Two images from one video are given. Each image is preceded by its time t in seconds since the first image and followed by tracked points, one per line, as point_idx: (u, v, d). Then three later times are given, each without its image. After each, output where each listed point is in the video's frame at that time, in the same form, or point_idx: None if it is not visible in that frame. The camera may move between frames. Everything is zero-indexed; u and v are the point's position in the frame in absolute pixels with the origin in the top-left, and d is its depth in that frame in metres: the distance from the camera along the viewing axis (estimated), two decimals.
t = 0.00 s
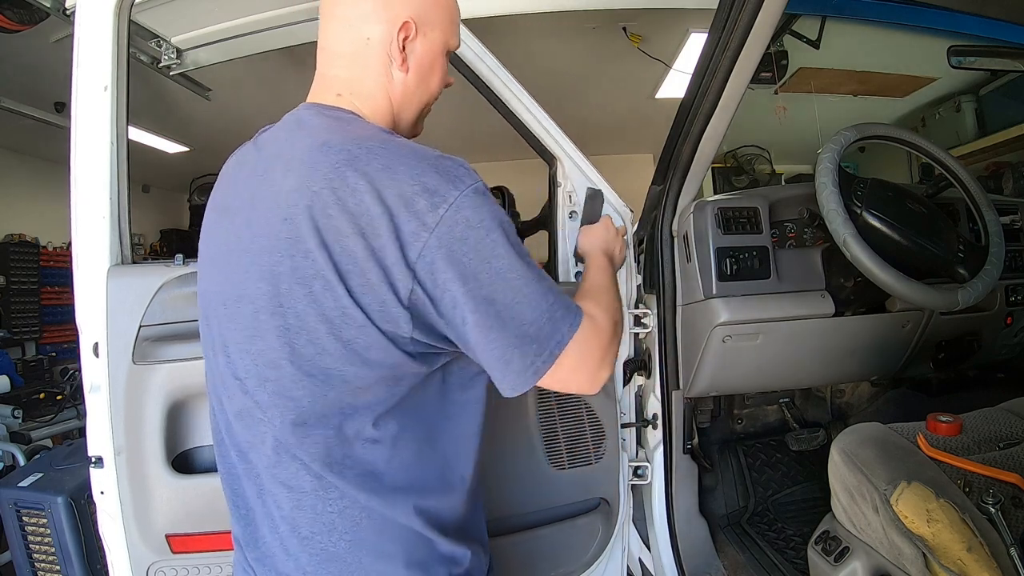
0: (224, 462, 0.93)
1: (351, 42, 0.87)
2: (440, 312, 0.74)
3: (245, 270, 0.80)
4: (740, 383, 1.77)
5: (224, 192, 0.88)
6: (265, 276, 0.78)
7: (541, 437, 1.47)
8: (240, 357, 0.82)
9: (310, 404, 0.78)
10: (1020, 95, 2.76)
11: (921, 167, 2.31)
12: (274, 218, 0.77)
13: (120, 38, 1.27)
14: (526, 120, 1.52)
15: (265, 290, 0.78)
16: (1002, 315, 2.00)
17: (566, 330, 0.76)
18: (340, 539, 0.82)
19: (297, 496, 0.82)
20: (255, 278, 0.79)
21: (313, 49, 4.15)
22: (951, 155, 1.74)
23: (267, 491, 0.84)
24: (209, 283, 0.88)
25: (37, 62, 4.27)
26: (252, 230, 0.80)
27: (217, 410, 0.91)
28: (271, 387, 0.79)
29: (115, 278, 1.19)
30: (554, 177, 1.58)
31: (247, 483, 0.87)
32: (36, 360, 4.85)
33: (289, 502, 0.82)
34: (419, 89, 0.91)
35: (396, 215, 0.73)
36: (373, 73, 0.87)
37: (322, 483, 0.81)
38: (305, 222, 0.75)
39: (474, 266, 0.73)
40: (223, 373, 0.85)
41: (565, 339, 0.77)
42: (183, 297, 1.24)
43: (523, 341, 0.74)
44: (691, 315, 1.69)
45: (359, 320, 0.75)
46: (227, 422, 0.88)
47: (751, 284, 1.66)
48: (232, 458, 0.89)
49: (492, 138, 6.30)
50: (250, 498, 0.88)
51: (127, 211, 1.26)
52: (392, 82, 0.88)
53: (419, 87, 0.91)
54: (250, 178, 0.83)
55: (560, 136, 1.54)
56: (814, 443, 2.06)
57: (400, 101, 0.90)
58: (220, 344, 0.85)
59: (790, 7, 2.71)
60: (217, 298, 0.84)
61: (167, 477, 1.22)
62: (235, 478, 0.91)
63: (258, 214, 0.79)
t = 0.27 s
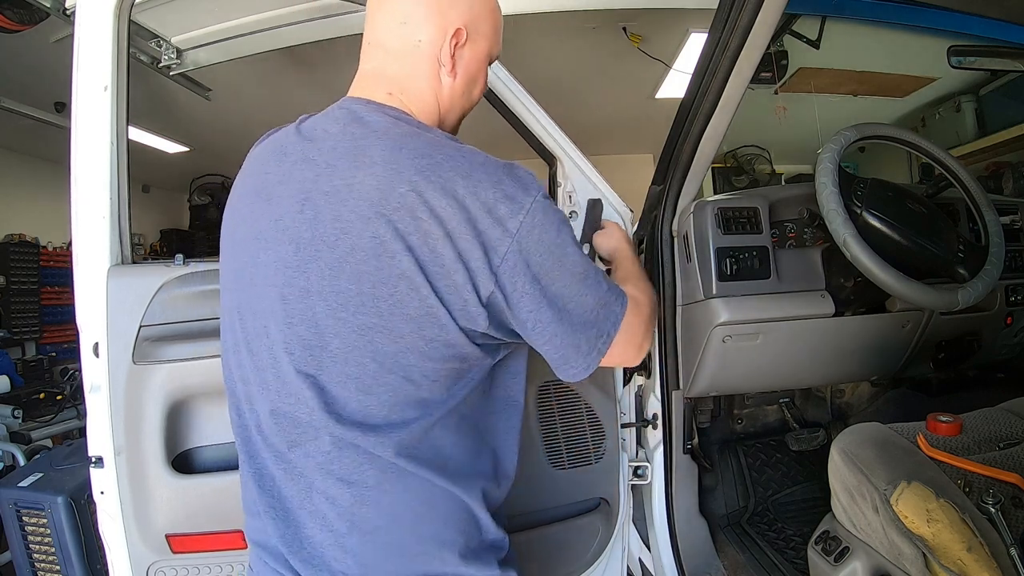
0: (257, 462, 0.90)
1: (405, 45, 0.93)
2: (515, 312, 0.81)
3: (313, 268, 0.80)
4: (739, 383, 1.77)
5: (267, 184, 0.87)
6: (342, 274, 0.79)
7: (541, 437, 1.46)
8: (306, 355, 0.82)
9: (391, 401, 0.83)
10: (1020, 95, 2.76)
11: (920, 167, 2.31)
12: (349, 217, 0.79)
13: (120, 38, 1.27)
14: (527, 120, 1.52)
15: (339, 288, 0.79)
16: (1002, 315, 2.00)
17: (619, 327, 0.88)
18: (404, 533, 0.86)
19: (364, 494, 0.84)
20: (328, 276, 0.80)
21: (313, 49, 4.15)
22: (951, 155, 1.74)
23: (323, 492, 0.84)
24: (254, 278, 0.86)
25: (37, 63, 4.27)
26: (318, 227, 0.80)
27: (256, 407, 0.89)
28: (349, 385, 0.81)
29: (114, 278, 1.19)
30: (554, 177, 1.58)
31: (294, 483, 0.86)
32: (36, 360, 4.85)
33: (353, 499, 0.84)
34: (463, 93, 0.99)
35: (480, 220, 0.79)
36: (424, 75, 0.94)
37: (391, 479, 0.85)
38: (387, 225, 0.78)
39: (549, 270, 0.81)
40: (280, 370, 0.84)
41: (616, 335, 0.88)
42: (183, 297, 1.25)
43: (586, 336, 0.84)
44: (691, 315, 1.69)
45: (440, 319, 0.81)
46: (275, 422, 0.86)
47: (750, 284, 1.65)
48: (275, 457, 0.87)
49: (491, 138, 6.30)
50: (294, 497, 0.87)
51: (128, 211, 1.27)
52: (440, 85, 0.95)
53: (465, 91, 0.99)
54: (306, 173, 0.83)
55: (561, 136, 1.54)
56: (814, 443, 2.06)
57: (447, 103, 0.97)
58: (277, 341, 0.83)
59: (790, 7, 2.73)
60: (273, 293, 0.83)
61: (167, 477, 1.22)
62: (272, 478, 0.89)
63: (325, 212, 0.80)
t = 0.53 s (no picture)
0: (284, 460, 0.90)
1: (437, 49, 0.94)
2: (547, 313, 0.83)
3: (349, 265, 0.80)
4: (740, 384, 1.77)
5: (298, 181, 0.86)
6: (381, 272, 0.79)
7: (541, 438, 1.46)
8: (343, 353, 0.81)
9: (427, 398, 0.84)
10: (1019, 95, 2.75)
11: (920, 167, 2.31)
12: (388, 215, 0.79)
13: (120, 38, 1.27)
14: (528, 120, 1.52)
15: (377, 285, 0.79)
16: (1002, 315, 2.00)
17: (635, 329, 0.91)
18: (436, 530, 0.87)
19: (397, 491, 0.85)
20: (365, 274, 0.80)
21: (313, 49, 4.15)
22: (951, 155, 1.74)
23: (356, 489, 0.85)
24: (285, 275, 0.85)
25: (37, 63, 4.27)
26: (356, 225, 0.80)
27: (285, 404, 0.89)
28: (385, 383, 0.82)
29: (115, 278, 1.19)
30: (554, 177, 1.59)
31: (325, 481, 0.87)
32: (36, 360, 4.85)
33: (386, 496, 0.85)
34: (490, 99, 1.00)
35: (515, 223, 0.81)
36: (453, 80, 0.94)
37: (424, 476, 0.86)
38: (426, 223, 0.79)
39: (578, 273, 0.84)
40: (314, 367, 0.84)
41: (632, 337, 0.92)
42: (183, 297, 1.24)
43: (607, 338, 0.88)
44: (692, 315, 1.69)
45: (475, 318, 0.82)
46: (307, 420, 0.86)
47: (750, 284, 1.65)
48: (305, 454, 0.87)
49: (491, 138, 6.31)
50: (325, 496, 0.87)
51: (127, 210, 1.26)
52: (468, 90, 0.96)
53: (491, 97, 1.00)
54: (340, 171, 0.83)
55: (560, 136, 1.54)
56: (814, 443, 2.06)
57: (475, 109, 0.98)
58: (311, 338, 0.83)
59: (790, 7, 2.75)
60: (306, 290, 0.83)
61: (167, 478, 1.22)
62: (300, 477, 0.89)
63: (362, 209, 0.80)
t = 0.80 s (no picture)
0: (296, 458, 0.91)
1: (452, 52, 0.94)
2: (559, 313, 0.84)
3: (364, 263, 0.80)
4: (741, 383, 1.77)
5: (313, 179, 0.87)
6: (395, 270, 0.79)
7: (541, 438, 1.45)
8: (357, 350, 0.81)
9: (440, 397, 0.84)
10: (1019, 95, 2.75)
11: (920, 167, 2.31)
12: (402, 213, 0.79)
13: (120, 38, 1.27)
14: (528, 120, 1.52)
15: (391, 282, 0.80)
16: (1002, 316, 2.00)
17: (642, 330, 0.92)
18: (447, 529, 0.87)
19: (409, 489, 0.85)
20: (380, 271, 0.80)
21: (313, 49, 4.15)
22: (951, 155, 1.74)
23: (368, 487, 0.85)
24: (299, 273, 0.85)
25: (37, 63, 4.27)
26: (370, 223, 0.80)
27: (299, 402, 0.89)
28: (398, 380, 0.82)
29: (115, 278, 1.19)
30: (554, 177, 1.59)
31: (337, 479, 0.87)
32: (36, 360, 4.85)
33: (397, 494, 0.85)
34: (503, 102, 1.00)
35: (529, 223, 0.81)
36: (468, 83, 0.95)
37: (436, 476, 0.86)
38: (440, 221, 0.79)
39: (589, 274, 0.84)
40: (328, 365, 0.84)
41: (639, 338, 0.92)
42: (182, 297, 1.24)
43: (616, 338, 0.88)
44: (692, 315, 1.69)
45: (489, 317, 0.82)
46: (320, 418, 0.86)
47: (750, 284, 1.65)
48: (318, 452, 0.88)
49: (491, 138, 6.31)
50: (337, 493, 0.87)
51: (127, 210, 1.26)
52: (483, 93, 0.96)
53: (505, 100, 1.00)
54: (356, 169, 0.83)
55: (561, 136, 1.54)
56: (814, 443, 2.06)
57: (488, 112, 0.98)
58: (325, 335, 0.83)
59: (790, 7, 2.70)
60: (320, 288, 0.83)
61: (167, 478, 1.22)
62: (312, 474, 0.89)
63: (377, 207, 0.80)
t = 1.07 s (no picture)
0: (303, 456, 0.91)
1: (462, 53, 0.94)
2: (566, 313, 0.84)
3: (373, 263, 0.80)
4: (742, 383, 1.77)
5: (321, 178, 0.87)
6: (404, 269, 0.79)
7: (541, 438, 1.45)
8: (365, 350, 0.81)
9: (447, 397, 0.84)
10: (1019, 95, 2.75)
11: (920, 167, 2.31)
12: (411, 212, 0.79)
13: (120, 38, 1.27)
14: (529, 120, 1.52)
15: (399, 281, 0.80)
16: (1002, 316, 2.00)
17: (647, 330, 0.92)
18: (453, 529, 0.87)
19: (415, 489, 0.86)
20: (388, 270, 0.80)
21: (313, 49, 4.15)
22: (951, 155, 1.74)
23: (375, 487, 0.86)
24: (307, 272, 0.85)
25: (37, 63, 4.27)
26: (379, 222, 0.80)
27: (307, 401, 0.89)
28: (406, 379, 0.82)
29: (115, 277, 1.19)
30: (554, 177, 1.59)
31: (344, 478, 0.87)
32: (36, 360, 4.85)
33: (404, 494, 0.85)
34: (512, 104, 1.00)
35: (538, 222, 0.81)
36: (477, 84, 0.95)
37: (443, 476, 0.86)
38: (449, 221, 0.79)
39: (596, 274, 0.84)
40: (336, 364, 0.84)
41: (644, 338, 0.93)
42: (182, 297, 1.24)
43: (621, 337, 0.88)
44: (692, 314, 1.70)
45: (497, 317, 0.82)
46: (328, 417, 0.86)
47: (750, 284, 1.65)
48: (325, 451, 0.88)
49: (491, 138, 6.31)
50: (343, 492, 0.87)
51: (127, 210, 1.27)
52: (492, 94, 0.96)
53: (514, 101, 1.00)
54: (364, 168, 0.83)
55: (561, 136, 1.54)
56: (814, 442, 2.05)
57: (497, 113, 0.98)
58: (334, 334, 0.83)
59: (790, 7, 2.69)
60: (328, 286, 0.83)
61: (167, 478, 1.22)
62: (319, 473, 0.89)
63: (386, 206, 0.80)
